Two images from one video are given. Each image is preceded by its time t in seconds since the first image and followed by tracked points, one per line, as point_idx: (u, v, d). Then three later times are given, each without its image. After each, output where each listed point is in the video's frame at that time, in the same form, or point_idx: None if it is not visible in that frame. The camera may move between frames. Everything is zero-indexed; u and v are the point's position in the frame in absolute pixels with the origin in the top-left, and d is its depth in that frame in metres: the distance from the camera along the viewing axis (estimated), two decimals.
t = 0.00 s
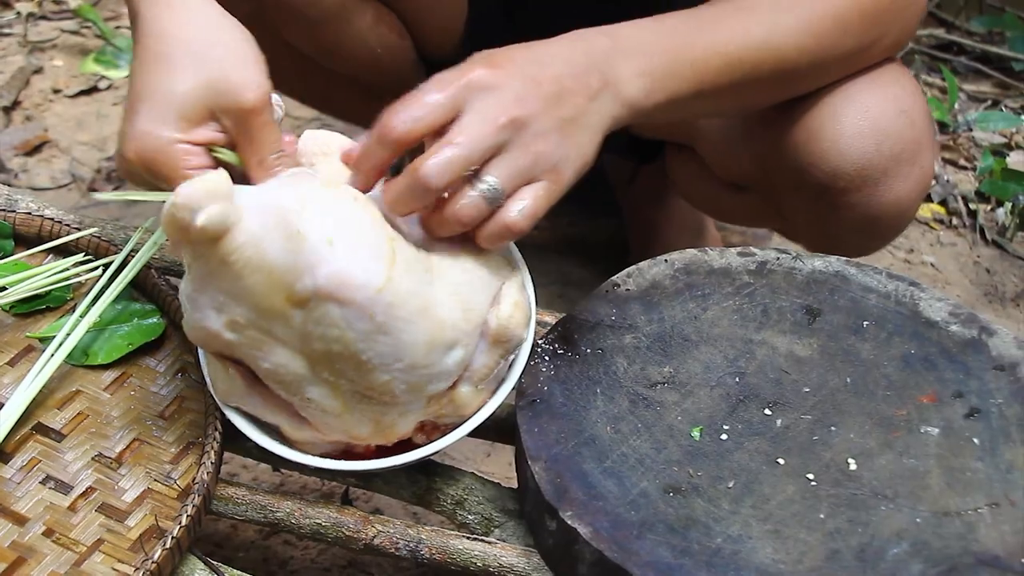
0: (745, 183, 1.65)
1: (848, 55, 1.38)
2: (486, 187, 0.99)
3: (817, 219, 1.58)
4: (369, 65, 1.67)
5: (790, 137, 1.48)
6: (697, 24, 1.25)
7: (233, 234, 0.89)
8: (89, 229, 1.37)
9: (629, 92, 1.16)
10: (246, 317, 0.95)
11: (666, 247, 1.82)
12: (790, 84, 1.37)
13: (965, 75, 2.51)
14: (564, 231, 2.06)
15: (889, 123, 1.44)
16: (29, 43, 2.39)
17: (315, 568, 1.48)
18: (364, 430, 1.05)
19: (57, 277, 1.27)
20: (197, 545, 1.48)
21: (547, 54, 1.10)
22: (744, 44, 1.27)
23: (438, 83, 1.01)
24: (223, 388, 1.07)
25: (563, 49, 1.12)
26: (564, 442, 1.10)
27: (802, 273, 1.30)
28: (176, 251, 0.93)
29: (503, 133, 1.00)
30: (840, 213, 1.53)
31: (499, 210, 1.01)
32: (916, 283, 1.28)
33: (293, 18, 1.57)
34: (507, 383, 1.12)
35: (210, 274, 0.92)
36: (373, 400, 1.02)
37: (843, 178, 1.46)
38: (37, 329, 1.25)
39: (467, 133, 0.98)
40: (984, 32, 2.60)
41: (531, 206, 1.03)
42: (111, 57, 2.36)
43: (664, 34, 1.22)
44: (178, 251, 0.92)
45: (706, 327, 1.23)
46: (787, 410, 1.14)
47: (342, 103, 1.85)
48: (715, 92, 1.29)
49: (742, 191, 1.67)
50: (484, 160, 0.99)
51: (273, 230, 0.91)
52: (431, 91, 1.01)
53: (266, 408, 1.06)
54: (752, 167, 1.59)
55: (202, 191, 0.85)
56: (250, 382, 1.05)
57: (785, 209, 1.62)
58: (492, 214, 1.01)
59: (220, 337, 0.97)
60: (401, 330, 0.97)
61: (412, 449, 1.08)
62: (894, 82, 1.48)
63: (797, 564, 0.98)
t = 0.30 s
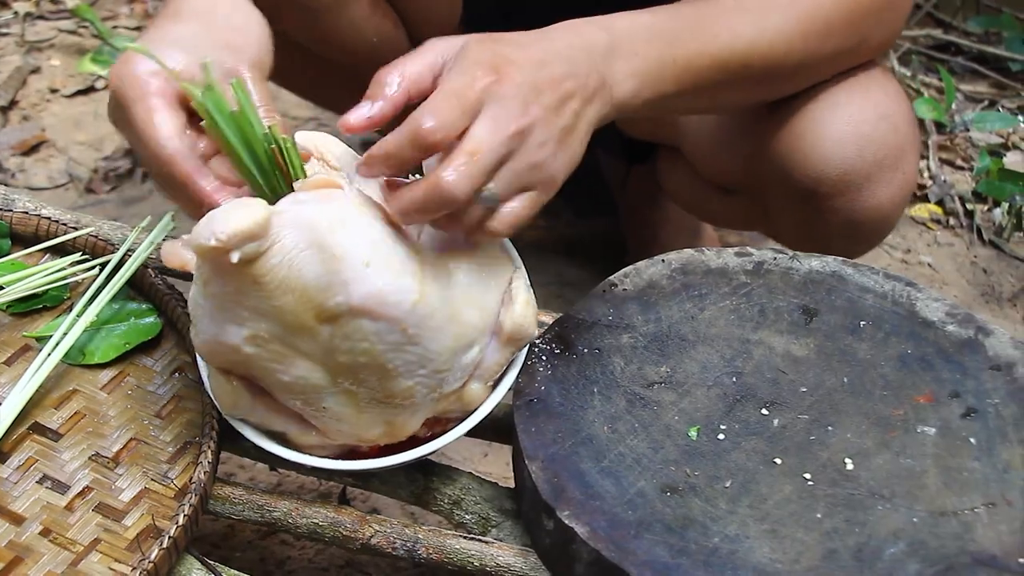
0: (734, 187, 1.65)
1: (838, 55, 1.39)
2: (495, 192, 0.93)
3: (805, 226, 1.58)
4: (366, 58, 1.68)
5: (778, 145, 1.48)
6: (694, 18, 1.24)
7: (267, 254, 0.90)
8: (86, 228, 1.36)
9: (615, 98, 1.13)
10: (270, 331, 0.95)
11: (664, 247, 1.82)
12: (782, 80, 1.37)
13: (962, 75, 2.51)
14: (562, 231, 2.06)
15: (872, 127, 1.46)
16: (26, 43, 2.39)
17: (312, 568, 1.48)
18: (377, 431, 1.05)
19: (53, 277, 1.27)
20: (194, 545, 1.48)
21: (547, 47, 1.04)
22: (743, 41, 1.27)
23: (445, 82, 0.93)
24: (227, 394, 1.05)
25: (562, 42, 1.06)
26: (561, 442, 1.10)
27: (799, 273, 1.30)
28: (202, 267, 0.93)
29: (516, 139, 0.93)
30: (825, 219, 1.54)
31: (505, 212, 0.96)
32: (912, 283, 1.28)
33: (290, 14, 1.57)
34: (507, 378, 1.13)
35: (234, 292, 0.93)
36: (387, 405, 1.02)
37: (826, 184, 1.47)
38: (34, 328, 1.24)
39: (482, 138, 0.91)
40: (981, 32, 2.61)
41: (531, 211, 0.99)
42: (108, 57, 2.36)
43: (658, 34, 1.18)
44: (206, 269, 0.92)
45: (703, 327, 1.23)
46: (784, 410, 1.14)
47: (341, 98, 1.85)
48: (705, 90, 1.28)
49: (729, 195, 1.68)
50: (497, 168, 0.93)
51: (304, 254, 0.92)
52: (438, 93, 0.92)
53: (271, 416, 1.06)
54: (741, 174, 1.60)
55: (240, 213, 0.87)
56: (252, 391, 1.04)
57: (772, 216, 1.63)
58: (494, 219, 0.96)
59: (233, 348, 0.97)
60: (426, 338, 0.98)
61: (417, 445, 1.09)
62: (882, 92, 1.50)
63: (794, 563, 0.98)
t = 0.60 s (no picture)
0: (733, 187, 1.63)
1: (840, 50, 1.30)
2: (451, 291, 0.85)
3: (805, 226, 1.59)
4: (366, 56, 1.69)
5: (783, 149, 1.48)
6: (684, 27, 1.15)
7: (269, 278, 0.92)
8: (85, 224, 1.36)
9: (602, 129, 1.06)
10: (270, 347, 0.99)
11: (663, 244, 1.82)
12: (788, 83, 1.28)
13: (962, 71, 2.51)
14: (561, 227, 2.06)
15: (874, 127, 1.46)
16: (24, 39, 2.38)
17: (311, 563, 1.48)
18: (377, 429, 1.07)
19: (52, 273, 1.27)
20: (193, 541, 1.48)
21: (502, 104, 0.97)
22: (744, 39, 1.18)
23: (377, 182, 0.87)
24: (226, 396, 1.07)
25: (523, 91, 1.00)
26: (560, 438, 1.10)
27: (798, 268, 1.30)
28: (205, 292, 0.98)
29: (452, 233, 0.86)
30: (823, 218, 1.55)
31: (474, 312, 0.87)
32: (912, 279, 1.28)
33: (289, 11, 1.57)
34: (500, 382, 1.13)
35: (237, 311, 0.96)
36: (393, 407, 1.04)
37: (828, 184, 1.48)
38: (32, 324, 1.24)
39: (410, 238, 0.84)
40: (981, 29, 2.60)
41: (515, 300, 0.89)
42: (106, 53, 2.36)
43: (630, 60, 1.09)
44: (207, 290, 0.97)
45: (702, 323, 1.23)
46: (783, 405, 1.14)
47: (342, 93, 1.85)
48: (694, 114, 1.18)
49: (731, 195, 1.66)
50: (438, 264, 0.86)
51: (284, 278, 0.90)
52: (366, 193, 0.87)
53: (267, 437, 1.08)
54: (743, 177, 1.58)
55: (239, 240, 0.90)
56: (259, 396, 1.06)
57: (771, 215, 1.64)
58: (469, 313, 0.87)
59: (239, 360, 1.01)
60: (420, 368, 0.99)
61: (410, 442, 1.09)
62: (883, 94, 1.49)
63: (793, 559, 0.98)
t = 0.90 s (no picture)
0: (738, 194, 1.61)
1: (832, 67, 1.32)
2: (436, 300, 0.90)
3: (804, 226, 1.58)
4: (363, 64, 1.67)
5: (781, 152, 1.47)
6: (701, 41, 1.18)
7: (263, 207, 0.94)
8: (82, 220, 1.36)
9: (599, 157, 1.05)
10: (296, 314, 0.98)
11: (661, 240, 1.82)
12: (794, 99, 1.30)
13: (960, 67, 2.50)
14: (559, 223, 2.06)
15: (872, 129, 1.46)
16: (22, 33, 2.38)
17: (309, 560, 1.48)
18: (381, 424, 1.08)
19: (50, 268, 1.26)
20: (191, 536, 1.48)
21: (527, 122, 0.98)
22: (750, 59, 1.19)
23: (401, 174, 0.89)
24: (236, 402, 1.05)
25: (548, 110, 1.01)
26: (557, 434, 1.10)
27: (796, 264, 1.29)
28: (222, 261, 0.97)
29: (454, 245, 0.89)
30: (819, 217, 1.55)
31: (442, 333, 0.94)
32: (910, 275, 1.28)
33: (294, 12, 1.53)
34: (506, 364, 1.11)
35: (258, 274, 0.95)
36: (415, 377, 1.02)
37: (827, 186, 1.48)
38: (30, 320, 1.24)
39: (418, 241, 0.87)
40: (979, 25, 2.60)
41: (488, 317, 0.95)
42: (104, 48, 2.35)
43: (647, 74, 1.11)
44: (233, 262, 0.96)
45: (700, 318, 1.23)
46: (781, 401, 1.14)
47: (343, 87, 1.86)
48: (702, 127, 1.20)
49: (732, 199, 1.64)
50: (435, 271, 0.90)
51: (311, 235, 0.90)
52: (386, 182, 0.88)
53: (295, 419, 1.06)
54: (744, 180, 1.56)
55: (304, 192, 0.94)
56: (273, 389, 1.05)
57: (766, 213, 1.63)
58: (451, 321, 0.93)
59: (255, 336, 0.99)
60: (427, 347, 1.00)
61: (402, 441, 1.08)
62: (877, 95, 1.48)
63: (790, 555, 0.99)
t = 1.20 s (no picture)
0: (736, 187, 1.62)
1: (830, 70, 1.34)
2: (409, 260, 0.93)
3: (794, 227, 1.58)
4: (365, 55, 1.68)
5: (774, 148, 1.47)
6: (694, 32, 1.21)
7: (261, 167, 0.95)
8: (80, 219, 1.36)
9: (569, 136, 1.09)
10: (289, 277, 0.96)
11: (660, 237, 1.82)
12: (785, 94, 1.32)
13: (958, 64, 2.50)
14: (557, 220, 2.05)
15: (862, 128, 1.46)
16: (19, 30, 2.37)
17: (308, 557, 1.48)
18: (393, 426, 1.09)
19: (48, 268, 1.26)
20: (190, 534, 1.48)
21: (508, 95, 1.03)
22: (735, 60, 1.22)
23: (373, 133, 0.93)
24: (243, 398, 1.01)
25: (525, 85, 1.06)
26: (555, 433, 1.10)
27: (794, 262, 1.29)
28: (217, 224, 0.97)
29: (427, 202, 0.93)
30: (811, 218, 1.54)
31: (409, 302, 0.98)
32: (908, 273, 1.28)
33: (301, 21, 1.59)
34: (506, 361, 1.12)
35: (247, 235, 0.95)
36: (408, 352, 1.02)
37: (815, 185, 1.48)
38: (29, 319, 1.24)
39: (393, 192, 0.91)
40: (977, 22, 2.59)
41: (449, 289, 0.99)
42: (102, 45, 2.35)
43: (631, 63, 1.15)
44: (228, 221, 0.96)
45: (698, 317, 1.23)
46: (779, 400, 1.14)
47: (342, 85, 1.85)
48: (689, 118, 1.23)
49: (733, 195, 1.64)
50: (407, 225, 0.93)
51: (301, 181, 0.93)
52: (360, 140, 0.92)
53: (307, 406, 1.03)
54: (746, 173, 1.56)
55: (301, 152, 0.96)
56: (280, 379, 1.02)
57: (758, 209, 1.63)
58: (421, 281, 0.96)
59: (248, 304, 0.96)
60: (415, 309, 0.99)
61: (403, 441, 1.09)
62: (870, 96, 1.48)
63: (788, 554, 0.99)
